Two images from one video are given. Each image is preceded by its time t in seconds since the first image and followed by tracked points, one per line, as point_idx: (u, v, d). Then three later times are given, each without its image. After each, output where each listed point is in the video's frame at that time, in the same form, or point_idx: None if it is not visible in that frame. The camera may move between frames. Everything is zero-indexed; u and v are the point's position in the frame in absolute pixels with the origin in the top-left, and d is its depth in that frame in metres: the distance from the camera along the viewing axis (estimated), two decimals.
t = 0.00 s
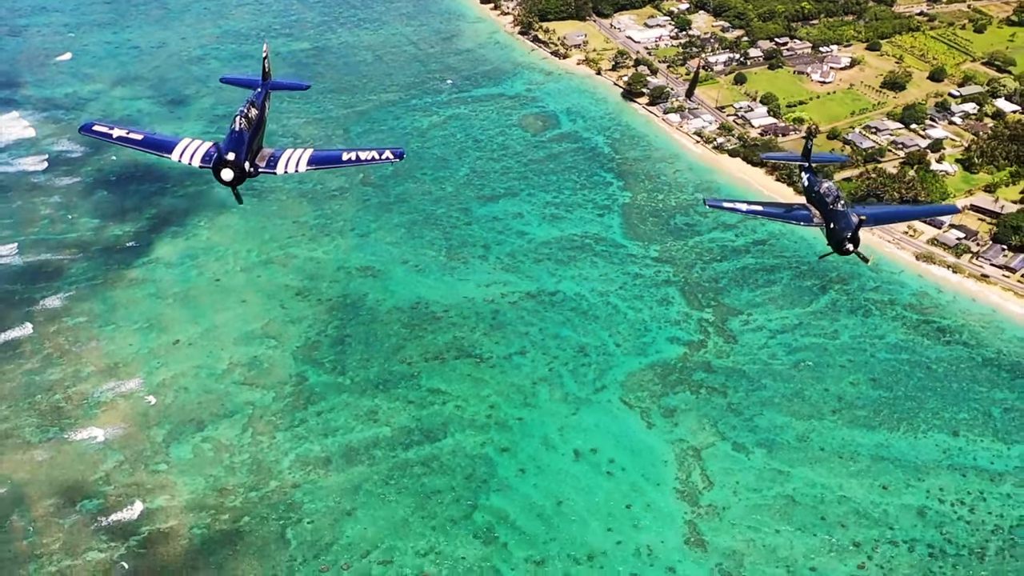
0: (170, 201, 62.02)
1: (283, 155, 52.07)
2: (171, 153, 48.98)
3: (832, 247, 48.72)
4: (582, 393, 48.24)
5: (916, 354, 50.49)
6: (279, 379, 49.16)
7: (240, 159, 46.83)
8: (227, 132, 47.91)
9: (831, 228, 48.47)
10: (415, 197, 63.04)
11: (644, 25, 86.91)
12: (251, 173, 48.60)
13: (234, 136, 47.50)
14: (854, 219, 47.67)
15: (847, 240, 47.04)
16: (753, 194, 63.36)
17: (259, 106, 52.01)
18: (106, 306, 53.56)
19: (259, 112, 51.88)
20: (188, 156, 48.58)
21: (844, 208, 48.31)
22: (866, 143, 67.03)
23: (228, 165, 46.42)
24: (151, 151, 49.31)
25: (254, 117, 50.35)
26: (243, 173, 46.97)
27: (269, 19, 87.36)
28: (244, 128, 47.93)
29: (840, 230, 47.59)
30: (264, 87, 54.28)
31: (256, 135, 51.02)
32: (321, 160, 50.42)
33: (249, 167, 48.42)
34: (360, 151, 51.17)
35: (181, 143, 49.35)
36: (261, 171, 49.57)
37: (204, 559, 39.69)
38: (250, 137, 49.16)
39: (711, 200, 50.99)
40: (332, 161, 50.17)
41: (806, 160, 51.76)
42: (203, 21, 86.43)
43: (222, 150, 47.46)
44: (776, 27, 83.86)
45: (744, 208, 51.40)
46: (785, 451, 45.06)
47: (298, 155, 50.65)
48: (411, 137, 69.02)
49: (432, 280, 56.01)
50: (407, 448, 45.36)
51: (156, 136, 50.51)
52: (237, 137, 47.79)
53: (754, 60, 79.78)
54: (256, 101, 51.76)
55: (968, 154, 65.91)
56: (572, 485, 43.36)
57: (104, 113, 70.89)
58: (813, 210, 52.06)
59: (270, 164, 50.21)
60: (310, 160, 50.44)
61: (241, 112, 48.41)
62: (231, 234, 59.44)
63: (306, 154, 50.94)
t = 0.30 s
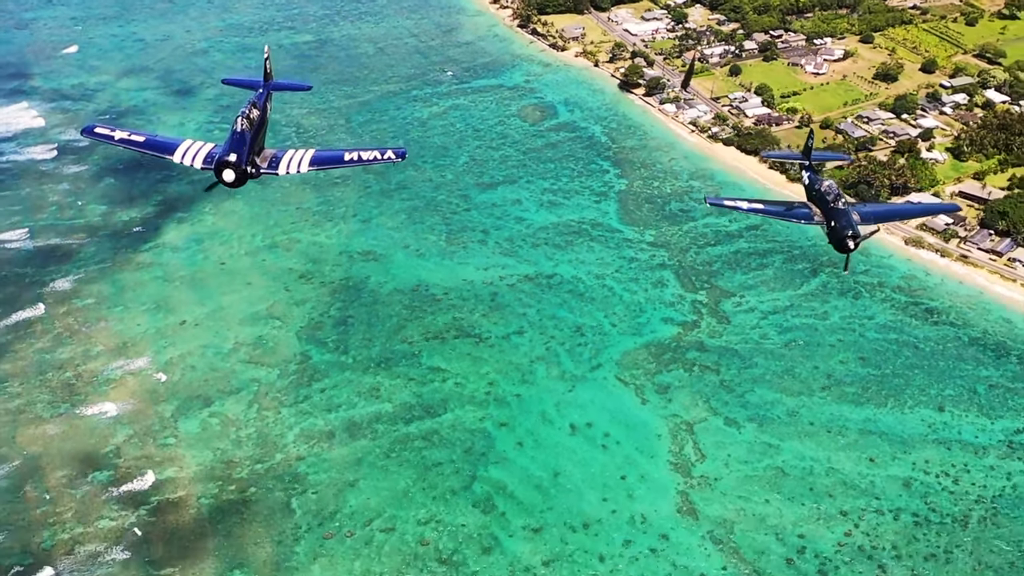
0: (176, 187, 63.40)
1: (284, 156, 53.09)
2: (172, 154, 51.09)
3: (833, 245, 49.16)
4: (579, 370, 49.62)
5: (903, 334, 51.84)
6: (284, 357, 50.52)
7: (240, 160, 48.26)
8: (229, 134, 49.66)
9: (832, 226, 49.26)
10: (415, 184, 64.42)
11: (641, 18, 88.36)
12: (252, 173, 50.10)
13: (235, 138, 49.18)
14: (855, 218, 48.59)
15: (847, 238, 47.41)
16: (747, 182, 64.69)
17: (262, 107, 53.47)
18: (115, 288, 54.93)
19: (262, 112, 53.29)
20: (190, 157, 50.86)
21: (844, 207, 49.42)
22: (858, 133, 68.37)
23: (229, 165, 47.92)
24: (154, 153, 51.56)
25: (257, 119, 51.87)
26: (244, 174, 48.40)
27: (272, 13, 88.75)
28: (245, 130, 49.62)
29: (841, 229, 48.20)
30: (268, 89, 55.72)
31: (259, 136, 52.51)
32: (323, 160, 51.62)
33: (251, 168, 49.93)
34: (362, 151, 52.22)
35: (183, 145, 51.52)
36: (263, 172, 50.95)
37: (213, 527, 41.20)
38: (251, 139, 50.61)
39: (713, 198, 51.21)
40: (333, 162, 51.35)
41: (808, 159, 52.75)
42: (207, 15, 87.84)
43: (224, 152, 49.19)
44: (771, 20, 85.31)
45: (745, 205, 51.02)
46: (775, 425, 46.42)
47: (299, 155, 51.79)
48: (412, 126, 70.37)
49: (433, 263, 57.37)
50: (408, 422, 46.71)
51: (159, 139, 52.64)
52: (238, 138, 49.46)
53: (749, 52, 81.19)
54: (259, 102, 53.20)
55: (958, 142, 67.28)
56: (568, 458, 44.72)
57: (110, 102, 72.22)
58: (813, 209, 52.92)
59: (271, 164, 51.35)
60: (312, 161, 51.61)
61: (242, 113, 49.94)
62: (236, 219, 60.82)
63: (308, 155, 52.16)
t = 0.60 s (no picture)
0: (182, 173, 64.91)
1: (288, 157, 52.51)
2: (175, 156, 50.77)
3: (834, 243, 49.15)
4: (575, 346, 51.15)
5: (890, 311, 53.41)
6: (288, 333, 52.05)
7: (244, 160, 47.61)
8: (232, 135, 49.15)
9: (833, 223, 49.27)
10: (417, 169, 65.92)
11: (638, 10, 89.90)
12: (256, 174, 49.30)
13: (238, 139, 48.63)
14: (856, 215, 48.39)
15: (849, 235, 47.41)
16: (740, 167, 66.16)
17: (265, 108, 53.02)
18: (124, 268, 56.47)
19: (265, 114, 52.88)
20: (193, 158, 50.55)
21: (845, 204, 49.70)
22: (849, 120, 69.84)
23: (233, 166, 47.22)
24: (157, 154, 51.17)
25: (259, 120, 51.32)
26: (248, 174, 47.79)
27: (275, 5, 90.33)
28: (247, 130, 49.09)
29: (842, 226, 48.28)
30: (271, 91, 55.39)
31: (262, 137, 51.95)
32: (326, 161, 51.06)
33: (254, 169, 49.16)
34: (365, 152, 51.77)
35: (186, 146, 51.21)
36: (267, 172, 50.19)
37: (222, 493, 42.82)
38: (254, 140, 50.01)
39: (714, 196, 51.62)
40: (336, 162, 50.80)
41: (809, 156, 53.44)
42: (211, 7, 89.33)
43: (227, 152, 48.54)
44: (765, 12, 86.86)
45: (746, 203, 51.48)
46: (764, 397, 47.96)
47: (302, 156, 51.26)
48: (413, 114, 71.83)
49: (433, 244, 58.89)
50: (409, 395, 48.25)
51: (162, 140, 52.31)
52: (241, 139, 48.87)
53: (743, 43, 82.71)
54: (262, 104, 52.74)
55: (946, 129, 68.82)
56: (565, 428, 46.22)
57: (116, 91, 73.68)
58: (816, 207, 53.45)
59: (275, 165, 50.67)
60: (315, 161, 50.96)
61: (245, 113, 49.42)
62: (242, 203, 62.38)
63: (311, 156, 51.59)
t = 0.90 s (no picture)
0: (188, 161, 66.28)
1: (292, 157, 51.32)
2: (180, 158, 48.93)
3: (837, 242, 49.09)
4: (572, 326, 52.52)
5: (880, 292, 54.79)
6: (293, 314, 53.43)
7: (248, 160, 46.69)
8: (236, 135, 48.09)
9: (836, 222, 49.25)
10: (418, 157, 67.27)
11: (635, 3, 91.37)
12: (261, 174, 48.34)
13: (241, 139, 47.57)
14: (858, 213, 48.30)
15: (851, 234, 47.37)
16: (734, 156, 67.50)
17: (268, 107, 51.98)
18: (132, 253, 57.83)
19: (268, 113, 51.84)
20: (197, 160, 48.62)
21: (847, 203, 49.58)
22: (842, 110, 71.16)
23: (236, 167, 46.34)
24: (161, 157, 49.20)
25: (263, 119, 50.23)
26: (252, 175, 46.91)
27: None
28: (251, 130, 47.97)
29: (845, 224, 48.21)
30: (274, 91, 54.47)
31: (267, 137, 50.86)
32: (330, 160, 49.88)
33: (259, 169, 48.18)
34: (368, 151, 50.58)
35: (191, 148, 49.38)
36: (271, 173, 49.12)
37: (229, 465, 44.17)
38: (258, 139, 49.14)
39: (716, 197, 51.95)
40: (340, 161, 49.60)
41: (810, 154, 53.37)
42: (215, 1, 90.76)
43: (230, 153, 47.54)
44: (760, 5, 88.29)
45: (747, 204, 51.49)
46: (756, 374, 49.34)
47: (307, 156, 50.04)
48: (414, 104, 73.21)
49: (433, 229, 60.29)
50: (410, 372, 49.62)
51: (167, 143, 50.39)
52: (245, 139, 47.85)
53: (739, 35, 84.09)
54: (266, 103, 51.72)
55: (937, 119, 70.22)
56: (562, 404, 47.59)
57: (122, 82, 75.04)
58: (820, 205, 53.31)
59: (278, 165, 49.46)
60: (319, 161, 49.77)
61: (249, 113, 48.41)
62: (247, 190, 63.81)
63: (315, 156, 50.34)
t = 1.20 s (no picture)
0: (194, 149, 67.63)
1: (297, 157, 52.08)
2: (185, 159, 49.72)
3: (839, 241, 49.74)
4: (569, 307, 53.85)
5: (871, 275, 56.12)
6: (297, 296, 54.80)
7: (251, 159, 46.84)
8: (241, 135, 48.55)
9: (838, 221, 49.84)
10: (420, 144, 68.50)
11: None
12: (266, 174, 48.77)
13: (246, 139, 48.03)
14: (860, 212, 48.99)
15: (855, 233, 47.99)
16: (729, 144, 68.84)
17: (273, 108, 52.53)
18: (139, 237, 59.20)
19: (273, 114, 52.36)
20: (202, 160, 49.43)
21: (850, 202, 50.10)
22: (836, 99, 72.42)
23: (241, 166, 46.64)
24: (165, 158, 49.84)
25: (268, 119, 50.63)
26: (256, 174, 47.15)
27: None
28: (256, 130, 48.47)
29: (848, 223, 48.77)
30: (279, 92, 55.11)
31: (271, 137, 51.34)
32: (335, 159, 50.62)
33: (263, 169, 48.60)
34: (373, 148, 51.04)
35: (195, 150, 50.44)
36: (275, 172, 49.74)
37: (236, 438, 45.50)
38: (264, 139, 49.39)
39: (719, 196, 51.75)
40: (345, 160, 50.23)
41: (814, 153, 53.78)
42: None
43: (235, 153, 47.95)
44: None
45: (750, 203, 51.42)
46: (748, 353, 50.67)
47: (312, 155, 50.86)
48: (415, 95, 74.53)
49: (434, 214, 61.65)
50: (412, 351, 50.96)
51: (169, 144, 50.99)
52: (250, 139, 48.32)
53: (735, 28, 85.44)
54: (270, 103, 52.28)
55: (929, 108, 71.48)
56: (559, 381, 48.92)
57: (129, 72, 76.42)
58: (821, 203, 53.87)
59: (283, 165, 50.26)
60: (324, 160, 50.55)
61: (253, 113, 48.89)
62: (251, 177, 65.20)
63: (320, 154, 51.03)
